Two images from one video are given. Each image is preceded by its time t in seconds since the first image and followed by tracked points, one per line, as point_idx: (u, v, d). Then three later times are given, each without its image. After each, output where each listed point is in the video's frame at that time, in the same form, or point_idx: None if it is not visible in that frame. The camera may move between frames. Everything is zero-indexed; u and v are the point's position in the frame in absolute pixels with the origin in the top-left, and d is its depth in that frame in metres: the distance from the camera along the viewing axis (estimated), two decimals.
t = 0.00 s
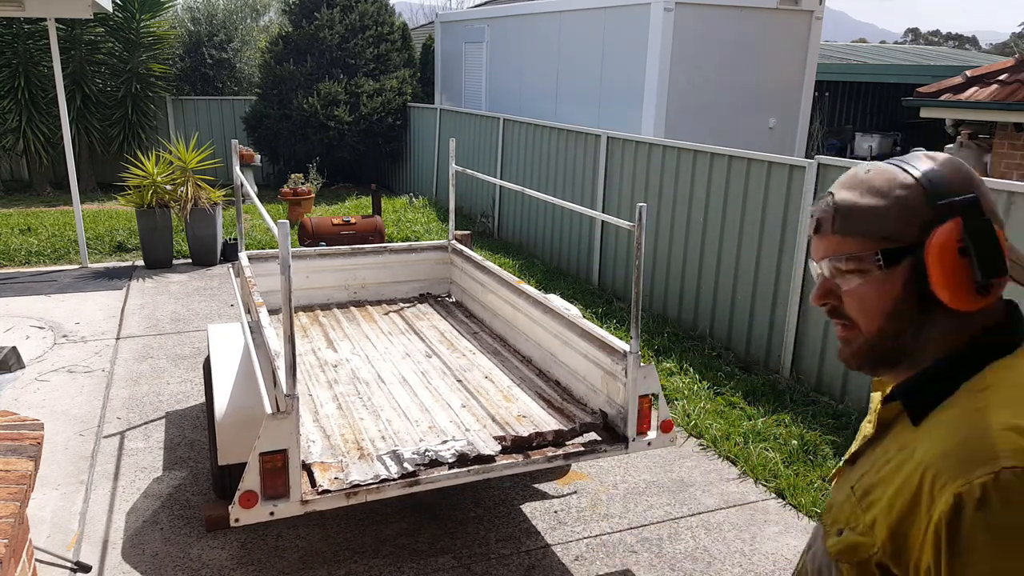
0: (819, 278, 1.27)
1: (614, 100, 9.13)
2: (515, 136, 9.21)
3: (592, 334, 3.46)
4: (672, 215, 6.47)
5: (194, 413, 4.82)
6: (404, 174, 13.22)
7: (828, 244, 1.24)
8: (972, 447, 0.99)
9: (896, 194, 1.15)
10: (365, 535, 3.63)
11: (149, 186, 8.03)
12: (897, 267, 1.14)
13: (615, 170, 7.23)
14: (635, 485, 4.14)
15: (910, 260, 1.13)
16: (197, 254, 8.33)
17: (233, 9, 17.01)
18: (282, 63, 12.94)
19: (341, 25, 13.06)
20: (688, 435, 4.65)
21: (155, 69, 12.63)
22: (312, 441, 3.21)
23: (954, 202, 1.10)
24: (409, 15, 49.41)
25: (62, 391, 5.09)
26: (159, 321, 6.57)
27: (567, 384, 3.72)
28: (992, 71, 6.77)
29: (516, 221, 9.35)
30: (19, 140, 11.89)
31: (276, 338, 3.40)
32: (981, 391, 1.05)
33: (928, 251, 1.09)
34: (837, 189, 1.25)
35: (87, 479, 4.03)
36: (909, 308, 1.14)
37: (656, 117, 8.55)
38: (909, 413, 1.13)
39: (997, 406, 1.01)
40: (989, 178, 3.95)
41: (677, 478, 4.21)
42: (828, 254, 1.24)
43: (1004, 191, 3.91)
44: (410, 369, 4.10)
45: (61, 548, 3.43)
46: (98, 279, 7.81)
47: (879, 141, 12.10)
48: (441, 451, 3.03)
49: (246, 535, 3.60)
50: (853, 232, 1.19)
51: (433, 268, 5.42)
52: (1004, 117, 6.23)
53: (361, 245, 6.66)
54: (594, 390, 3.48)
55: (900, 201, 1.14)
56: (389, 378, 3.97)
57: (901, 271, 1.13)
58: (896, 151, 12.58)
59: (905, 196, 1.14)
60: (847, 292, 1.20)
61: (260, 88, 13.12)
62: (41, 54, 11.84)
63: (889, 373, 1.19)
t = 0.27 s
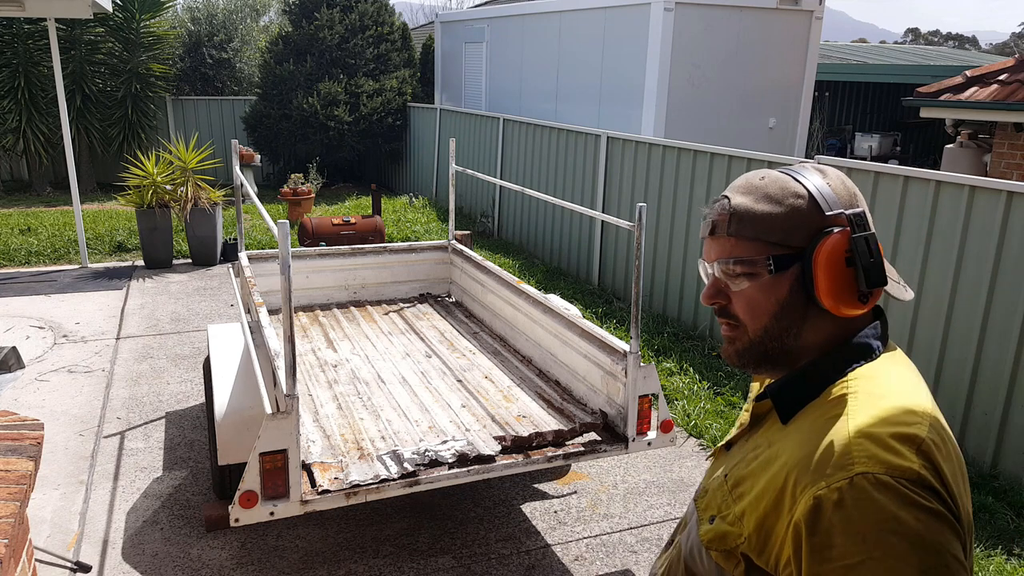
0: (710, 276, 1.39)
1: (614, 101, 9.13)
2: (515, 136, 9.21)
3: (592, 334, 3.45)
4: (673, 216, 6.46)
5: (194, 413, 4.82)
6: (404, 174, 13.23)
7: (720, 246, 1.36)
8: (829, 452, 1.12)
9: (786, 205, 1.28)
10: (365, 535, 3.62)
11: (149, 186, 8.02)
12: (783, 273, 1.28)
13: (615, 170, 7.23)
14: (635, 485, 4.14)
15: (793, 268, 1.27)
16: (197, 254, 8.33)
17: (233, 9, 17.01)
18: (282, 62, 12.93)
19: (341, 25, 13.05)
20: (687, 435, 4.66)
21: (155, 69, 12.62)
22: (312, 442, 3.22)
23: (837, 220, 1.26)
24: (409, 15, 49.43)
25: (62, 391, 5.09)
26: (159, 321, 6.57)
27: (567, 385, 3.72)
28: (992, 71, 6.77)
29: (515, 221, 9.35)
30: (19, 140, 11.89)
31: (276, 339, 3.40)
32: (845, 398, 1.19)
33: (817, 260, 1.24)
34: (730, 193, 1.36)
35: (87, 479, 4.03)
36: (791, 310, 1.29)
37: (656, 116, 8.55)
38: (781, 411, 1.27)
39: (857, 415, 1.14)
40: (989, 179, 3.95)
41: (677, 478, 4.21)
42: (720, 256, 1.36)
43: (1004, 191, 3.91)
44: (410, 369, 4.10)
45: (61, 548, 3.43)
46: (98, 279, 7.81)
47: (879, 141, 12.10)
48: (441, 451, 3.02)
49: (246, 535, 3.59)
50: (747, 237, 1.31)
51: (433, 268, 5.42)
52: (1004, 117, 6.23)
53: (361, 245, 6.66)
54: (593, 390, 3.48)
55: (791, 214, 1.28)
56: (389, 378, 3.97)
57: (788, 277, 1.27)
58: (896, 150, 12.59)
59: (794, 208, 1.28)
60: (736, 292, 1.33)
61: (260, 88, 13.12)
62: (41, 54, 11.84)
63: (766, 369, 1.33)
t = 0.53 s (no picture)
0: (634, 232, 1.38)
1: (614, 101, 9.13)
2: (515, 136, 9.21)
3: (592, 334, 3.45)
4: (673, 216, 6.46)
5: (194, 413, 4.82)
6: (404, 174, 13.23)
7: (648, 200, 1.36)
8: (770, 410, 1.17)
9: (721, 170, 1.33)
10: (365, 535, 3.62)
11: (148, 186, 8.02)
12: (710, 233, 1.31)
13: (615, 170, 7.23)
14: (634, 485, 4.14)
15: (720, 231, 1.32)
16: (197, 254, 8.33)
17: (233, 9, 17.01)
18: (282, 62, 12.93)
19: (341, 25, 13.05)
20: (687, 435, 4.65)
21: (155, 69, 12.62)
22: (312, 442, 3.22)
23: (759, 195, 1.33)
24: (408, 15, 49.42)
25: (62, 391, 5.09)
26: (159, 321, 6.57)
27: (567, 384, 3.72)
28: (992, 71, 6.77)
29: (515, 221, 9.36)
30: (19, 140, 11.89)
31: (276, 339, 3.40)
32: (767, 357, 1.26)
33: (745, 225, 1.29)
34: (663, 149, 1.37)
35: (87, 479, 4.03)
36: (709, 270, 1.32)
37: (656, 116, 8.55)
38: (703, 372, 1.30)
39: (789, 374, 1.22)
40: (989, 179, 3.95)
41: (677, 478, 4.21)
42: (649, 211, 1.36)
43: (1004, 191, 3.92)
44: (410, 369, 4.10)
45: (61, 547, 3.43)
46: (98, 279, 7.81)
47: (880, 141, 12.11)
48: (441, 451, 3.02)
49: (246, 535, 3.59)
50: (680, 194, 1.33)
51: (433, 268, 5.42)
52: (1004, 117, 6.23)
53: (361, 245, 6.66)
54: (593, 389, 3.48)
55: (724, 179, 1.32)
56: (389, 378, 3.97)
57: (714, 238, 1.31)
58: (896, 150, 12.60)
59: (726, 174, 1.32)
60: (662, 244, 1.33)
61: (260, 88, 13.12)
62: (41, 54, 11.84)
63: (678, 327, 1.34)
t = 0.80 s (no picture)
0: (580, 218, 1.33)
1: (614, 101, 9.14)
2: (515, 136, 9.21)
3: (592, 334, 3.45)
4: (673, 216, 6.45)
5: (194, 413, 4.82)
6: (404, 174, 13.24)
7: (587, 185, 1.34)
8: (720, 362, 1.23)
9: (653, 157, 1.36)
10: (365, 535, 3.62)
11: (148, 186, 8.02)
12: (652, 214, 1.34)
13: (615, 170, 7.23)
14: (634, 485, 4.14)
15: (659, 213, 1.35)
16: (196, 254, 8.33)
17: (233, 9, 17.01)
18: (282, 62, 12.93)
19: (340, 25, 13.04)
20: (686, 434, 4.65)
21: (155, 69, 12.62)
22: (312, 442, 3.22)
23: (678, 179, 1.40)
24: (408, 15, 49.44)
25: (62, 391, 5.09)
26: (159, 321, 6.57)
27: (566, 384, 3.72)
28: (992, 71, 6.77)
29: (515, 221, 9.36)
30: (19, 140, 11.89)
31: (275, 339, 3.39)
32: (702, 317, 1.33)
33: (680, 206, 1.35)
34: (596, 138, 1.36)
35: (87, 479, 4.03)
36: (649, 251, 1.34)
37: (656, 116, 8.55)
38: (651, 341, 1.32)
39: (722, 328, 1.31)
40: (989, 179, 3.95)
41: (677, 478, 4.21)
42: (593, 195, 1.33)
43: (1004, 191, 3.92)
44: (410, 369, 4.10)
45: (61, 548, 3.43)
46: (98, 279, 7.81)
47: (880, 141, 12.11)
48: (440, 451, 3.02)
49: (246, 535, 3.59)
50: (624, 176, 1.33)
51: (433, 268, 5.42)
52: (1004, 117, 6.23)
53: (361, 245, 6.67)
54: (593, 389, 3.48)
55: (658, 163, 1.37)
56: (389, 378, 3.97)
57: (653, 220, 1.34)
58: (896, 150, 12.61)
59: (659, 160, 1.37)
60: (605, 230, 1.31)
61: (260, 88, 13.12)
62: (41, 54, 11.84)
63: (615, 309, 1.35)
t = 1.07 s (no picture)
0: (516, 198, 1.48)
1: (614, 101, 9.14)
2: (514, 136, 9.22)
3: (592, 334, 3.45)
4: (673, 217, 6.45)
5: (194, 413, 4.82)
6: (404, 174, 13.24)
7: (517, 169, 1.49)
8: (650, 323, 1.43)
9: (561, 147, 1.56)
10: (366, 535, 3.62)
11: (148, 186, 8.02)
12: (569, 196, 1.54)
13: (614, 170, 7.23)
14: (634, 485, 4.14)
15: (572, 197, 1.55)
16: (196, 254, 8.33)
17: (233, 9, 17.00)
18: (282, 62, 12.93)
19: (340, 25, 13.04)
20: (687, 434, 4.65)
21: (155, 69, 12.62)
22: (312, 441, 3.22)
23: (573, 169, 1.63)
24: (408, 15, 49.44)
25: (62, 391, 5.09)
26: (159, 321, 6.57)
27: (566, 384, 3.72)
28: (992, 71, 6.77)
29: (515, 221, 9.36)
30: (19, 140, 11.89)
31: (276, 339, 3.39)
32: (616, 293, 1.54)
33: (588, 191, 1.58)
34: (517, 128, 1.52)
35: (87, 479, 4.03)
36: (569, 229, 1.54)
37: (656, 116, 8.55)
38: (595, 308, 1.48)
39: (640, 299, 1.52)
40: (989, 179, 3.95)
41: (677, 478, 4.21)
42: (526, 177, 1.49)
43: (1004, 191, 3.92)
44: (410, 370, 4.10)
45: (61, 548, 3.43)
46: (98, 279, 7.81)
47: (880, 141, 12.11)
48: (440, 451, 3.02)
49: (246, 535, 3.59)
50: (548, 162, 1.50)
51: (433, 268, 5.42)
52: (1004, 117, 6.23)
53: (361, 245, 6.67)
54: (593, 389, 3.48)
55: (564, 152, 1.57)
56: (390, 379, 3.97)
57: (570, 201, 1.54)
58: (896, 150, 12.62)
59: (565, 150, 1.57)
60: (534, 209, 1.48)
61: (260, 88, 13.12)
62: (41, 54, 11.84)
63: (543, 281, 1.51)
